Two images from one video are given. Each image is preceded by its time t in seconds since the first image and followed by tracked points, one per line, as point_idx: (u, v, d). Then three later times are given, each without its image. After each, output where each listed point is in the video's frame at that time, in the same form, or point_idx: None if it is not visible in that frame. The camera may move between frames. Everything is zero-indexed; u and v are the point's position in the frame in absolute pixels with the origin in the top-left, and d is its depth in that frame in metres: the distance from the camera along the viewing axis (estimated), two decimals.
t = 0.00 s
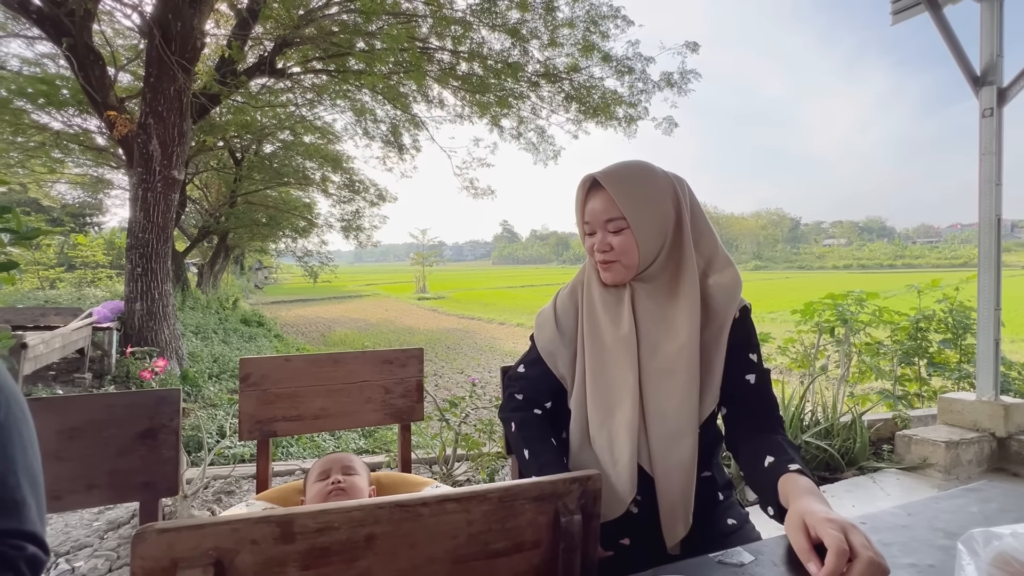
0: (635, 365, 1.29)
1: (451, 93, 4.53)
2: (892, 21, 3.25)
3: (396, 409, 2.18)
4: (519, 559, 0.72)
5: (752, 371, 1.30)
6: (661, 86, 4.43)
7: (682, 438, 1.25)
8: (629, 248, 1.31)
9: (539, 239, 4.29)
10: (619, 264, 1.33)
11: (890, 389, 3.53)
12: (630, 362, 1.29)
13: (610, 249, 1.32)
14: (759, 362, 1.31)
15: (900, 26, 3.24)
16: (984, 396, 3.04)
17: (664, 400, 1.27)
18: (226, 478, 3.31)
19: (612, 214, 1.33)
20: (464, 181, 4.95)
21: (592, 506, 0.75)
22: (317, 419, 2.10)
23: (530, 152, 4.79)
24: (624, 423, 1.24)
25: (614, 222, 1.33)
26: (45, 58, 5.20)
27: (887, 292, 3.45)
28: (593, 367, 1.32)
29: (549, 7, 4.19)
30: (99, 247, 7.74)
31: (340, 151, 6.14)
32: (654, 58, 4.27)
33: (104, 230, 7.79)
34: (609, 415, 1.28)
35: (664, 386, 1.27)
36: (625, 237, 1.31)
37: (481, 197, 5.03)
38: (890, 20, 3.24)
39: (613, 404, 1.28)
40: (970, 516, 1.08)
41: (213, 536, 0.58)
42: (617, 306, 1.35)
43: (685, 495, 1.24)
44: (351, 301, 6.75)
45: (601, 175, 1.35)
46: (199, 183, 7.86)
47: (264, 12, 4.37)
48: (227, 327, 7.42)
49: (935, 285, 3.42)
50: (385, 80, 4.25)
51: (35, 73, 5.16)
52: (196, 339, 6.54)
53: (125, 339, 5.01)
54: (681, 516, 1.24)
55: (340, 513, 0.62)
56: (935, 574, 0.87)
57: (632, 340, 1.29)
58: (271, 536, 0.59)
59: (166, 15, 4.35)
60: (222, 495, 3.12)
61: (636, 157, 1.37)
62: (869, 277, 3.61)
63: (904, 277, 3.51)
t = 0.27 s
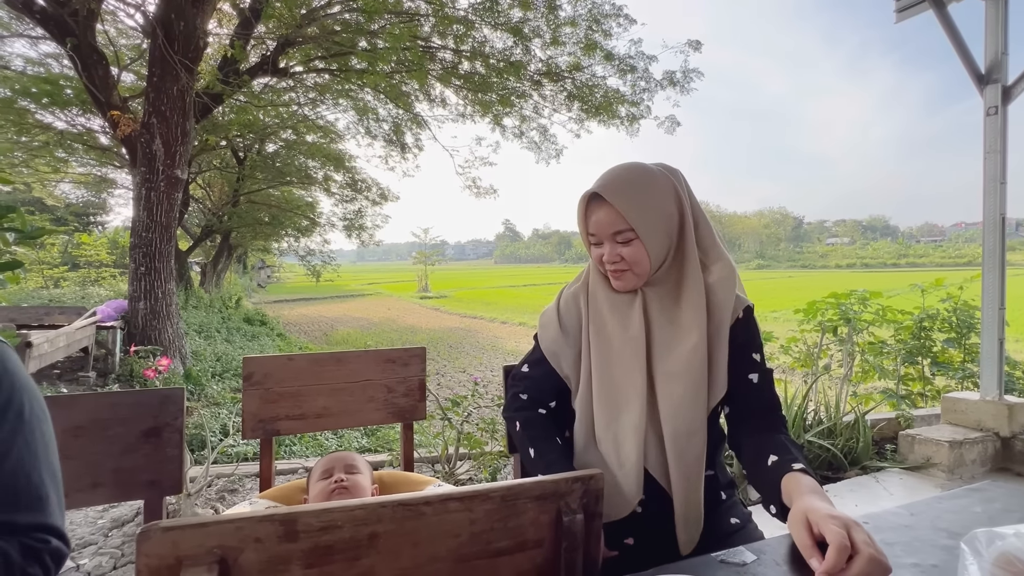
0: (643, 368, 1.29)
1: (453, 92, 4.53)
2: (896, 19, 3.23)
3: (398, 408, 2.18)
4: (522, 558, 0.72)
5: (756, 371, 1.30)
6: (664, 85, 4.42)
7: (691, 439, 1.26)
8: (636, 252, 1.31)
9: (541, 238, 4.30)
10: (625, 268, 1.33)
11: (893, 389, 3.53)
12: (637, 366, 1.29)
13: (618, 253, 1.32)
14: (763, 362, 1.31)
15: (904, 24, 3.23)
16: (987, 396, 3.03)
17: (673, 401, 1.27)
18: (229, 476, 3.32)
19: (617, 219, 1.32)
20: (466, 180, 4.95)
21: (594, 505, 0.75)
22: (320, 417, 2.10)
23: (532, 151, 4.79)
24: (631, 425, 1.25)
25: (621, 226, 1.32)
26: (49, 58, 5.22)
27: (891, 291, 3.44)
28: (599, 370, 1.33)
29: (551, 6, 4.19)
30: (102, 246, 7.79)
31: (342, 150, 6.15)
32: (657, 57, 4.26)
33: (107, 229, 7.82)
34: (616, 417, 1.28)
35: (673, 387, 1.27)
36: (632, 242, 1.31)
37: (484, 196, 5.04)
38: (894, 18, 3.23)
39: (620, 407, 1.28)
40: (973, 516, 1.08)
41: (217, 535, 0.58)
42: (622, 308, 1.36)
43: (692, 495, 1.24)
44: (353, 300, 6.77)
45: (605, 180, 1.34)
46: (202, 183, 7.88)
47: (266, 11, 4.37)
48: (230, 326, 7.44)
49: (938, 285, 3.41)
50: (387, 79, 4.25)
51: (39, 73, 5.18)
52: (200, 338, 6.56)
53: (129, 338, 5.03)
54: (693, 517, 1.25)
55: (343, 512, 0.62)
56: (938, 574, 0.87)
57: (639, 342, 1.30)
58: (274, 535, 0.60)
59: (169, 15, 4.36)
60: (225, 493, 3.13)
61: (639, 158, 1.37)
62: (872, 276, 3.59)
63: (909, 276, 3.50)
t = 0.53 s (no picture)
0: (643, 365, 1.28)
1: (455, 91, 4.53)
2: (899, 17, 3.22)
3: (400, 407, 2.18)
4: (524, 557, 0.72)
5: (757, 371, 1.30)
6: (666, 84, 4.41)
7: (690, 437, 1.26)
8: (640, 246, 1.31)
9: (543, 237, 4.30)
10: (628, 262, 1.33)
11: (896, 388, 3.52)
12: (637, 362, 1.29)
13: (622, 247, 1.32)
14: (764, 362, 1.31)
15: (907, 22, 3.22)
16: (991, 396, 3.02)
17: (673, 399, 1.27)
18: (231, 475, 3.33)
19: (624, 212, 1.32)
20: (468, 179, 4.96)
21: (596, 505, 0.75)
22: (322, 416, 2.11)
23: (534, 150, 4.79)
24: (631, 422, 1.24)
25: (627, 219, 1.32)
26: (52, 58, 5.23)
27: (894, 291, 3.43)
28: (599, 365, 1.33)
29: (553, 5, 4.19)
30: (105, 245, 7.82)
31: (344, 149, 6.16)
32: (659, 56, 4.26)
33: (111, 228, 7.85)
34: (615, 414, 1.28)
35: (673, 385, 1.27)
36: (636, 237, 1.31)
37: (486, 195, 5.04)
38: (897, 16, 3.22)
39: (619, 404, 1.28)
40: (976, 516, 1.08)
41: (221, 533, 0.58)
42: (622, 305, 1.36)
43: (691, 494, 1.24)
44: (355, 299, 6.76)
45: (612, 174, 1.34)
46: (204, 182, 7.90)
47: (268, 11, 4.38)
48: (232, 325, 7.45)
49: (941, 284, 3.40)
50: (389, 78, 4.25)
51: (42, 72, 5.20)
52: (202, 336, 6.57)
53: (132, 337, 5.04)
54: (691, 516, 1.25)
55: (346, 510, 0.62)
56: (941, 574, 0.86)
57: (639, 340, 1.30)
58: (278, 533, 0.60)
59: (172, 14, 4.36)
60: (227, 492, 3.14)
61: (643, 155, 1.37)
62: (875, 276, 3.58)
63: (912, 275, 3.48)
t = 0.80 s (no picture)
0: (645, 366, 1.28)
1: (456, 90, 4.53)
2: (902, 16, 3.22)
3: (401, 407, 2.19)
4: (525, 556, 0.72)
5: (759, 371, 1.30)
6: (668, 84, 4.41)
7: (694, 437, 1.25)
8: (644, 245, 1.31)
9: (545, 237, 4.30)
10: (632, 261, 1.32)
11: (898, 388, 3.52)
12: (640, 361, 1.29)
13: (626, 246, 1.31)
14: (766, 362, 1.30)
15: (909, 21, 3.21)
16: (993, 396, 3.02)
17: (676, 399, 1.26)
18: (233, 474, 3.33)
19: (628, 211, 1.32)
20: (469, 178, 4.96)
21: (597, 505, 0.75)
22: (323, 416, 2.11)
23: (535, 150, 4.79)
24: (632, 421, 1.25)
25: (631, 218, 1.32)
26: (54, 58, 5.23)
27: (896, 290, 3.42)
28: (602, 364, 1.32)
29: (554, 4, 4.18)
30: (107, 244, 7.84)
31: (345, 148, 6.16)
32: (660, 55, 4.25)
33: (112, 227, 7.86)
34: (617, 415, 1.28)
35: (676, 385, 1.27)
36: (640, 236, 1.31)
37: (488, 194, 5.04)
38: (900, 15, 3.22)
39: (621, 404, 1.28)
40: (978, 517, 1.08)
41: (222, 532, 0.58)
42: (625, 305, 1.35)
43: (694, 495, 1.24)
44: (356, 299, 6.79)
45: (617, 173, 1.34)
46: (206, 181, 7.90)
47: (269, 11, 4.39)
48: (233, 325, 7.46)
49: (943, 284, 3.39)
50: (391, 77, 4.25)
51: (44, 72, 5.20)
52: (203, 336, 6.58)
53: (134, 336, 5.05)
54: (696, 516, 1.24)
55: (348, 509, 0.62)
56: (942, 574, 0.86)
57: (641, 340, 1.30)
58: (280, 532, 0.60)
59: (173, 14, 4.37)
60: (229, 491, 3.14)
61: (646, 155, 1.37)
62: (877, 276, 3.57)
63: (914, 275, 3.47)
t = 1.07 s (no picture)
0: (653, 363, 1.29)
1: (457, 90, 4.52)
2: (903, 15, 3.21)
3: (402, 406, 2.19)
4: (525, 555, 0.72)
5: (759, 370, 1.30)
6: (669, 84, 4.41)
7: (703, 434, 1.25)
8: (655, 238, 1.32)
9: (545, 237, 4.30)
10: (643, 253, 1.32)
11: (898, 388, 3.52)
12: (649, 356, 1.29)
13: (637, 239, 1.32)
14: (766, 361, 1.30)
15: (911, 21, 3.20)
16: (994, 396, 3.02)
17: (686, 393, 1.27)
18: (233, 473, 3.33)
19: (639, 204, 1.33)
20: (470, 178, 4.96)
21: (597, 504, 0.75)
22: (323, 415, 2.11)
23: (536, 150, 4.78)
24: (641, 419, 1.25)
25: (642, 211, 1.32)
26: (55, 57, 5.23)
27: (897, 290, 3.42)
28: (610, 360, 1.32)
29: (555, 4, 4.18)
30: (108, 244, 7.85)
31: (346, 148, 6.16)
32: (662, 55, 4.25)
33: (113, 226, 7.87)
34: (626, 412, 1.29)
35: (684, 382, 1.27)
36: (649, 232, 1.31)
37: (488, 194, 5.03)
38: (902, 15, 3.21)
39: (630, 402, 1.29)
40: (979, 517, 1.08)
41: (222, 531, 0.58)
42: (633, 300, 1.36)
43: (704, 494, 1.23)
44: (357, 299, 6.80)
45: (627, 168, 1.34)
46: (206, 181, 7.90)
47: (270, 10, 4.39)
48: (234, 324, 7.46)
49: (944, 284, 3.39)
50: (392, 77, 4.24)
51: (45, 71, 5.20)
52: (204, 335, 6.58)
53: (134, 336, 5.05)
54: (708, 513, 1.24)
55: (348, 509, 0.62)
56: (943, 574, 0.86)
57: (649, 337, 1.30)
58: (279, 531, 0.60)
59: (174, 13, 4.37)
60: (229, 490, 3.14)
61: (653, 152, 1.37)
62: (878, 276, 3.56)
63: (915, 275, 3.46)
